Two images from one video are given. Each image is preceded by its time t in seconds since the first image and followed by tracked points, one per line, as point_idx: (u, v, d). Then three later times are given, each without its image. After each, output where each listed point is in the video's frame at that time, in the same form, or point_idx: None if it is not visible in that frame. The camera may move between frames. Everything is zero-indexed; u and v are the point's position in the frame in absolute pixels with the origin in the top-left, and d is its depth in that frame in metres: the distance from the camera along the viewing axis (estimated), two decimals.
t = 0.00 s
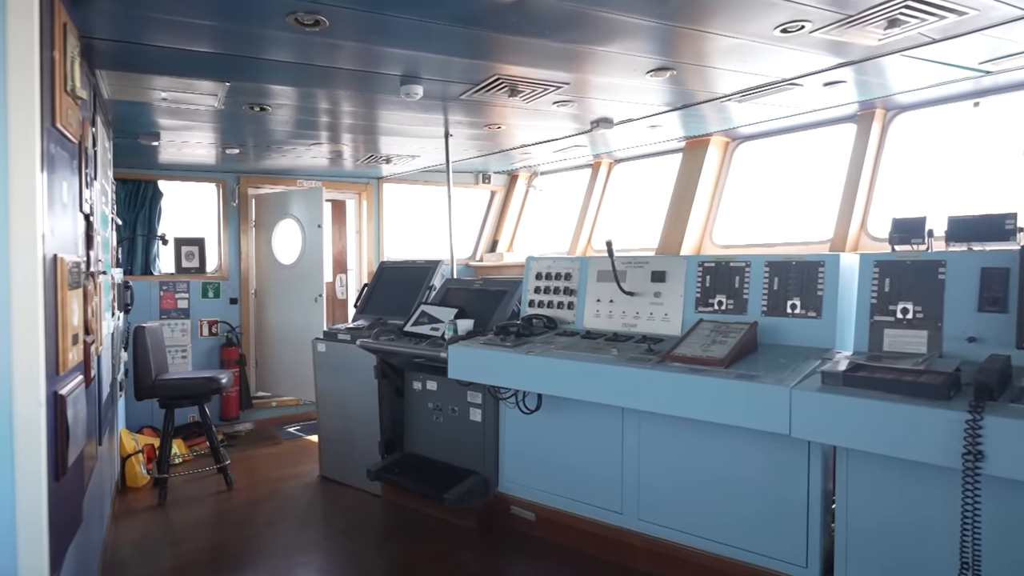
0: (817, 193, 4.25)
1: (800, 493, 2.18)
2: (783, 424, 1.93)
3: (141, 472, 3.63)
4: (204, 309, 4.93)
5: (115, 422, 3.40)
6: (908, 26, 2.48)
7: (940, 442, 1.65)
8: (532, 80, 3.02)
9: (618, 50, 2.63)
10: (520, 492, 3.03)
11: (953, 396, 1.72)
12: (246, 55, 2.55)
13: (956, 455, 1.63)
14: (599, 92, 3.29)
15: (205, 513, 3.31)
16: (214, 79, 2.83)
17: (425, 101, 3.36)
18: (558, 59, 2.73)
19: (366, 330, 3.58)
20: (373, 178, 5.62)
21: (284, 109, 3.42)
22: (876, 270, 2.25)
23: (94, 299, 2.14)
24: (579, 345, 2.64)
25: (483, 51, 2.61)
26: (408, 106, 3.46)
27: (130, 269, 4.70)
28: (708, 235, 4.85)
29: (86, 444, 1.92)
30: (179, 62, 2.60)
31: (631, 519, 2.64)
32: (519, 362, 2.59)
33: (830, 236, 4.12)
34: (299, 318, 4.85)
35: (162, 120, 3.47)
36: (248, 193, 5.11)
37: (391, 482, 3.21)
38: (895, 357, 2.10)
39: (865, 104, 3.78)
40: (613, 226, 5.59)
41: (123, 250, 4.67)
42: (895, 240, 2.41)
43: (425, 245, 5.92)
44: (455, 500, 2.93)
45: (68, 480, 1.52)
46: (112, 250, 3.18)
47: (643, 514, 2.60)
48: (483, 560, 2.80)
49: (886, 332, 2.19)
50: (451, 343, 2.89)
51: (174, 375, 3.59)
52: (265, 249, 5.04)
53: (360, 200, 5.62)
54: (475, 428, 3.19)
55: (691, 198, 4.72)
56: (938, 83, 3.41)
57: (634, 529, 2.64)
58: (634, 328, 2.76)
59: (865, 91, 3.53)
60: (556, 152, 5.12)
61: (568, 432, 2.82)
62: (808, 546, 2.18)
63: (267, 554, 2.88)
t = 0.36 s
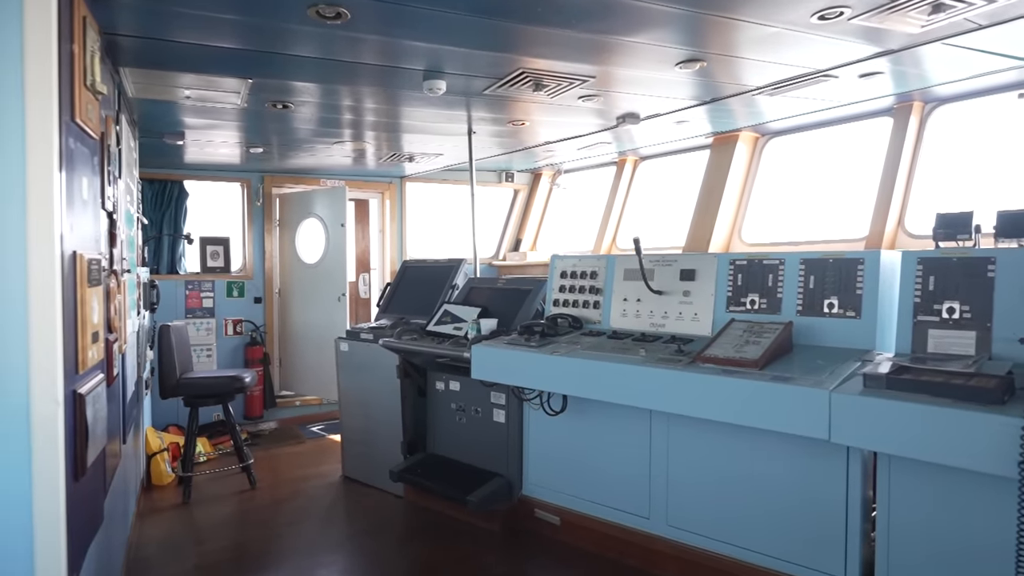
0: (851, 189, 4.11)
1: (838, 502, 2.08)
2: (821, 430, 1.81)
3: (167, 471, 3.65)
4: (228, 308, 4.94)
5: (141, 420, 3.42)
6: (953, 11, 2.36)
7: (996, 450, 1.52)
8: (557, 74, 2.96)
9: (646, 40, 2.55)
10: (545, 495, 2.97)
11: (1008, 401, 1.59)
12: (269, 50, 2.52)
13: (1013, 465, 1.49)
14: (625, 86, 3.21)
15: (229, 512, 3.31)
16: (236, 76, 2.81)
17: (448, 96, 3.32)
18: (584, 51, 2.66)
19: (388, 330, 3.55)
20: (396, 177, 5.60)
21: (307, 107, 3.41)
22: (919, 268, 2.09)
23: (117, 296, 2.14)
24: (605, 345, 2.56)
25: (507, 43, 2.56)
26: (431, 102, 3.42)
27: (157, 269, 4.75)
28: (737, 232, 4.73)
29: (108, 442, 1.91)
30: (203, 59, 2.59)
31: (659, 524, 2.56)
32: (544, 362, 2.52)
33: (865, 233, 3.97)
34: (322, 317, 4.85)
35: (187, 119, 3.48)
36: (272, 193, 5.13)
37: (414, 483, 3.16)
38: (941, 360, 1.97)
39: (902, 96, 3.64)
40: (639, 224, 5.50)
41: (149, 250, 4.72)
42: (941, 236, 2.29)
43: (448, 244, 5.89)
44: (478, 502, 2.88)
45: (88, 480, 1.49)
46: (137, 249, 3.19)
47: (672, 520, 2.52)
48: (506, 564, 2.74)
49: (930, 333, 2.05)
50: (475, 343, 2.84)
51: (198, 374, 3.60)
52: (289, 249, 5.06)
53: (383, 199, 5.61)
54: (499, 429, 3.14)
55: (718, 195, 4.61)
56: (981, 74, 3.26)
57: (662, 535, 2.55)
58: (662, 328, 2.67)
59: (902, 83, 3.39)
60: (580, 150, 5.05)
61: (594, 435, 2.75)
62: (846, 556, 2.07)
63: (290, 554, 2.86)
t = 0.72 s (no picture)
0: (877, 186, 4.00)
1: (863, 507, 2.01)
2: (845, 433, 1.75)
3: (184, 468, 3.69)
4: (247, 308, 4.98)
5: (160, 418, 3.46)
6: None
7: None
8: (573, 69, 2.92)
9: (665, 32, 2.50)
10: (560, 497, 2.93)
11: None
12: (285, 48, 2.52)
13: None
14: (643, 81, 3.16)
15: (245, 511, 3.32)
16: (253, 73, 2.82)
17: (463, 93, 3.29)
18: (601, 44, 2.61)
19: (403, 328, 3.54)
20: (413, 176, 5.60)
21: (323, 105, 3.41)
22: (948, 265, 2.01)
23: (132, 294, 2.14)
24: (622, 345, 2.52)
25: (523, 37, 2.53)
26: (446, 99, 3.39)
27: (176, 268, 4.79)
28: (758, 230, 4.65)
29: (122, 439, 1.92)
30: (221, 57, 2.60)
31: (676, 527, 2.51)
32: (558, 361, 2.48)
33: (891, 231, 3.86)
34: (339, 316, 4.86)
35: (206, 118, 3.50)
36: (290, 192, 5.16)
37: (428, 483, 3.15)
38: (971, 361, 1.89)
39: (929, 89, 3.53)
40: (657, 223, 5.43)
41: (169, 249, 4.76)
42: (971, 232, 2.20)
43: (465, 243, 5.88)
44: (493, 503, 2.85)
45: (99, 478, 1.49)
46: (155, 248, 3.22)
47: (690, 523, 2.46)
48: (521, 566, 2.71)
49: (960, 333, 1.97)
50: (489, 342, 2.80)
51: (216, 372, 3.62)
52: (307, 248, 5.08)
53: (400, 198, 5.61)
54: (514, 429, 3.11)
55: (738, 193, 4.53)
56: (1013, 65, 3.15)
57: (680, 538, 2.50)
58: (680, 327, 2.61)
59: (930, 76, 3.29)
60: (598, 147, 5.00)
61: (611, 436, 2.71)
62: (870, 563, 2.00)
63: (305, 553, 2.86)
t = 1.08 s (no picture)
0: (904, 180, 3.87)
1: (887, 512, 1.92)
2: (869, 434, 1.66)
3: (200, 465, 3.71)
4: (264, 306, 5.01)
5: (176, 415, 3.48)
6: None
7: None
8: (588, 60, 2.86)
9: (682, 20, 2.43)
10: (574, 498, 2.88)
11: None
12: (298, 42, 2.51)
13: None
14: (659, 72, 3.09)
15: (260, 508, 3.32)
16: (265, 68, 2.81)
17: (477, 87, 3.25)
18: (616, 34, 2.55)
19: (416, 326, 3.51)
20: (429, 174, 5.58)
21: (337, 101, 3.40)
22: (979, 259, 1.91)
23: (141, 291, 2.14)
24: (636, 342, 2.45)
25: (537, 28, 2.48)
26: (459, 93, 3.35)
27: (194, 267, 4.83)
28: (779, 226, 4.54)
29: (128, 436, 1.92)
30: (234, 51, 2.59)
31: (693, 531, 2.44)
32: (571, 359, 2.43)
33: (919, 227, 3.73)
34: (355, 315, 4.86)
35: (222, 115, 3.52)
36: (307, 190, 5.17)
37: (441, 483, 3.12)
38: (1003, 360, 1.79)
39: (958, 79, 3.40)
40: (676, 219, 5.34)
41: (187, 248, 4.80)
42: (1004, 225, 2.10)
43: (482, 241, 5.84)
44: (505, 503, 2.81)
45: (100, 475, 1.48)
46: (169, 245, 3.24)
47: (707, 527, 2.39)
48: (533, 568, 2.66)
49: (991, 331, 1.87)
50: (501, 340, 2.75)
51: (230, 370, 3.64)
52: (323, 246, 5.09)
53: (416, 196, 5.59)
54: (527, 429, 3.06)
55: (759, 189, 4.43)
56: None
57: (696, 542, 2.43)
58: (697, 325, 2.53)
59: (959, 64, 3.17)
60: (615, 143, 4.93)
61: (625, 436, 2.64)
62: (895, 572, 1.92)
63: (318, 551, 2.84)
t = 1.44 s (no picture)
0: (944, 175, 3.70)
1: (920, 524, 1.83)
2: (900, 441, 1.57)
3: (226, 463, 3.76)
4: (291, 305, 5.08)
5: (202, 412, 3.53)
6: None
7: None
8: (610, 55, 2.81)
9: (706, 11, 2.36)
10: (595, 502, 2.82)
11: None
12: (323, 41, 2.51)
13: None
14: (685, 66, 3.01)
15: (284, 506, 3.35)
16: (289, 68, 2.83)
17: (498, 84, 3.22)
18: (639, 27, 2.49)
19: (437, 325, 3.49)
20: (454, 174, 5.58)
21: (360, 101, 3.41)
22: (1020, 256, 1.80)
23: (162, 289, 2.17)
24: (658, 343, 2.37)
25: (558, 22, 2.43)
26: (480, 91, 3.33)
27: (223, 267, 4.91)
28: (812, 224, 4.40)
29: (146, 432, 1.95)
30: (256, 51, 2.61)
31: (716, 539, 2.36)
32: (589, 360, 2.36)
33: (959, 224, 3.56)
34: (380, 314, 4.88)
35: (248, 116, 3.56)
36: (332, 190, 5.22)
37: (461, 484, 3.09)
38: None
39: (1003, 69, 3.24)
40: (705, 218, 5.23)
41: (216, 248, 4.89)
42: None
43: (507, 241, 5.81)
44: (525, 506, 2.77)
45: (113, 472, 1.49)
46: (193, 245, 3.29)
47: (731, 535, 2.32)
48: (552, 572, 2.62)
49: None
50: (519, 340, 2.70)
51: (255, 368, 3.68)
52: (348, 246, 5.13)
53: (441, 196, 5.60)
54: (547, 430, 3.02)
55: (790, 186, 4.29)
56: None
57: (720, 551, 2.36)
58: (721, 325, 2.44)
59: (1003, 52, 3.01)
60: (642, 140, 4.85)
61: (647, 439, 2.58)
62: None
63: (339, 549, 2.85)
